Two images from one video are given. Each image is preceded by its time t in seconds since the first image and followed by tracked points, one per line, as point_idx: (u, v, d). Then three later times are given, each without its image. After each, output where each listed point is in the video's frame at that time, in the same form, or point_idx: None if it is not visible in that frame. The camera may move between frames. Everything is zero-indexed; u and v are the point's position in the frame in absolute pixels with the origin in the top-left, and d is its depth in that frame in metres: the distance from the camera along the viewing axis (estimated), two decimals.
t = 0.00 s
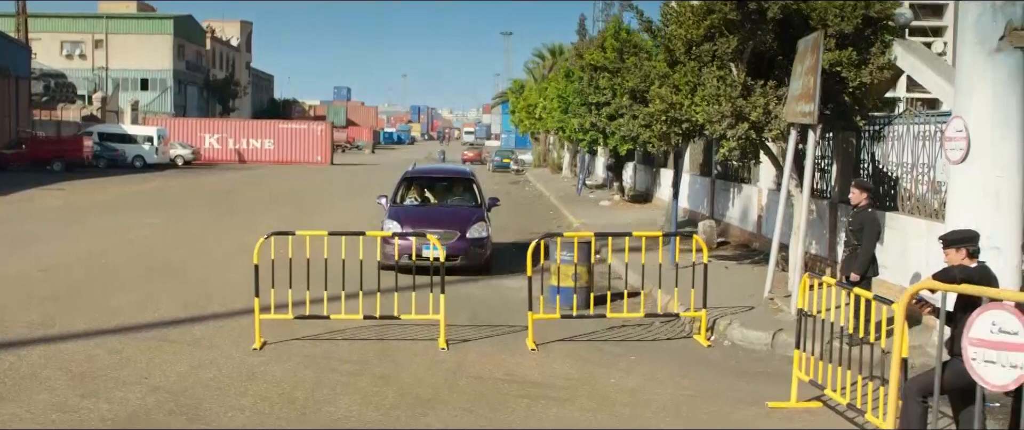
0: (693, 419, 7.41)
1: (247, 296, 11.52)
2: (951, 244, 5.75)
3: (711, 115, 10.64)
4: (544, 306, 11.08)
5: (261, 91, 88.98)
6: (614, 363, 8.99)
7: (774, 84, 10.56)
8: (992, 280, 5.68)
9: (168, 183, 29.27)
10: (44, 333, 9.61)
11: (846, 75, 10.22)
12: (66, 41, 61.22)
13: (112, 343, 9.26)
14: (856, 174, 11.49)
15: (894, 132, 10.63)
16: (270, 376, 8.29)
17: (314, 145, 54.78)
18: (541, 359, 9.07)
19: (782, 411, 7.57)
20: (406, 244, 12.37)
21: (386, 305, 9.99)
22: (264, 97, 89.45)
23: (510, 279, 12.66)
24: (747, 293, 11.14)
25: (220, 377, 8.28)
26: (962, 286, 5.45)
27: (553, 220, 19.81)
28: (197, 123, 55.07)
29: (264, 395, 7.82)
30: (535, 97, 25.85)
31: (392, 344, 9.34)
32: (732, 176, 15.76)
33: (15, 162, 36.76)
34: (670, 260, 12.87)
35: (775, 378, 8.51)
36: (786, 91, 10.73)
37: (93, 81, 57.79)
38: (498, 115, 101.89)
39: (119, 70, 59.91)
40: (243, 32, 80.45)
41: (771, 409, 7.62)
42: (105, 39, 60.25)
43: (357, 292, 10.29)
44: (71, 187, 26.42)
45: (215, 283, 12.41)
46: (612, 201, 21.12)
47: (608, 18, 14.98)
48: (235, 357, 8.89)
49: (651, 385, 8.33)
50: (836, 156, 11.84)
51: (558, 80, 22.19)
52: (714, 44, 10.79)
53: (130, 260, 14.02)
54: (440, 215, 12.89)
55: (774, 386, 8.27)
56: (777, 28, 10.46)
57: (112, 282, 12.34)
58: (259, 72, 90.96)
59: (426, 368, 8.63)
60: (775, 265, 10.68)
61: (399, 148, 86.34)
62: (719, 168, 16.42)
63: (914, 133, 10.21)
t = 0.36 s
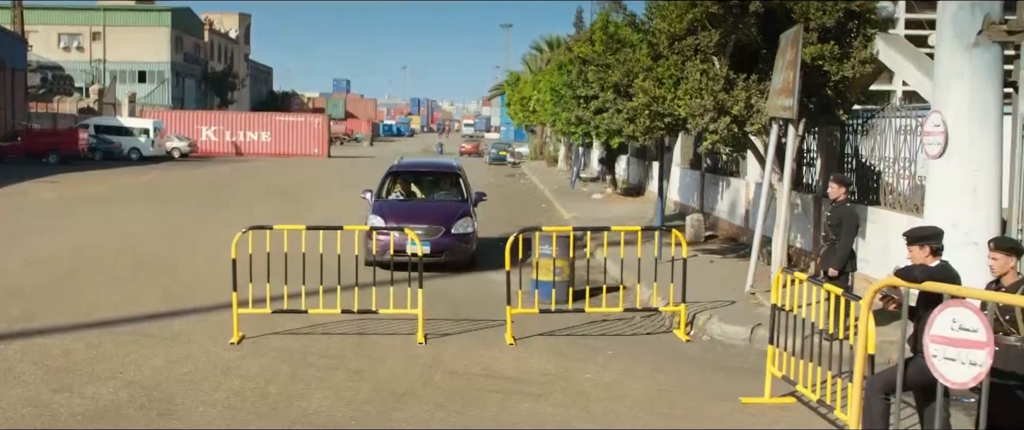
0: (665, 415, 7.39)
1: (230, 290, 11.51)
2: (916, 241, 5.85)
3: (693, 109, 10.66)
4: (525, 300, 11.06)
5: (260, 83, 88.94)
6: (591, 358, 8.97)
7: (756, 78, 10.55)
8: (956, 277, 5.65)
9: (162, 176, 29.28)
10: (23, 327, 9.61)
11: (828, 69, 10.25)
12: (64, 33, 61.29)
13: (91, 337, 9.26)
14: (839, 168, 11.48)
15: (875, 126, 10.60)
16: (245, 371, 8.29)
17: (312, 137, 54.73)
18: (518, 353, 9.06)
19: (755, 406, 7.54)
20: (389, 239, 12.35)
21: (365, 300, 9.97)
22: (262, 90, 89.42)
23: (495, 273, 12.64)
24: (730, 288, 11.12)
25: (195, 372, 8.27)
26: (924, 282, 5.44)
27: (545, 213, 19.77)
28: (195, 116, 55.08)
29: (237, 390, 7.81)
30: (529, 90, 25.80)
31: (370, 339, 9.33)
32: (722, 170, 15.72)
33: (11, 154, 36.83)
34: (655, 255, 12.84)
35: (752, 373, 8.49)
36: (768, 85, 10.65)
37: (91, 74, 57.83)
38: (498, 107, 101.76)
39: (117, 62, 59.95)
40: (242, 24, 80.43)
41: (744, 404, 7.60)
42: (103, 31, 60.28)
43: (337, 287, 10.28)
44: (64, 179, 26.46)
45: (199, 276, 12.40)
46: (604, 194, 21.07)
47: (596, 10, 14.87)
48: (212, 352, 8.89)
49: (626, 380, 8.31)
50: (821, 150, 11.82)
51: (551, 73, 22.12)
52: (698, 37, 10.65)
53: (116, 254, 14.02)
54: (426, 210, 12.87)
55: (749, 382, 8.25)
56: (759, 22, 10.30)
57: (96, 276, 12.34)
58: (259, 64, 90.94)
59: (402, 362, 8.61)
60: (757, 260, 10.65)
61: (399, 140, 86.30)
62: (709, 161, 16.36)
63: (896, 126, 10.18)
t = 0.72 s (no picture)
0: (637, 410, 7.38)
1: (213, 284, 11.50)
2: (882, 237, 5.80)
3: (675, 102, 10.60)
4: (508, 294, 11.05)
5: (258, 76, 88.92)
6: (569, 352, 8.96)
7: (739, 72, 10.47)
8: (922, 275, 5.63)
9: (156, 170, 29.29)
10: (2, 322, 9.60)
11: (811, 63, 10.18)
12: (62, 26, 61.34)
13: (69, 332, 9.26)
14: (825, 160, 11.44)
15: (859, 120, 10.57)
16: (221, 366, 8.28)
17: (309, 130, 54.74)
18: (496, 347, 9.05)
19: (729, 402, 7.53)
20: (374, 234, 12.35)
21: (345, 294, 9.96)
22: (261, 83, 89.40)
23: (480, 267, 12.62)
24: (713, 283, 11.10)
25: (171, 366, 8.26)
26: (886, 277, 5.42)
27: (536, 207, 19.75)
28: (193, 108, 55.08)
29: (211, 385, 7.81)
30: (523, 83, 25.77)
31: (349, 333, 9.32)
32: (711, 164, 15.69)
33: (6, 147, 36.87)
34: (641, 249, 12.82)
35: (728, 368, 8.47)
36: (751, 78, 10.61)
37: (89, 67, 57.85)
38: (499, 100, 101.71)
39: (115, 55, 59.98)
40: (242, 17, 80.42)
41: (718, 399, 7.60)
42: (101, 24, 60.30)
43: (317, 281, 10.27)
44: (56, 173, 26.49)
45: (183, 271, 12.40)
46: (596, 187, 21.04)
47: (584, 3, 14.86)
48: (189, 346, 8.88)
49: (602, 375, 8.30)
50: (806, 143, 11.78)
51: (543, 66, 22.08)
52: (681, 30, 10.65)
53: (102, 247, 14.02)
54: (411, 204, 12.85)
55: (725, 377, 8.24)
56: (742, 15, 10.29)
57: (80, 269, 12.35)
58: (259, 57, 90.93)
59: (378, 357, 8.61)
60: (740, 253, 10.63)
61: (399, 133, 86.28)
62: (699, 155, 16.34)
63: (877, 120, 10.15)
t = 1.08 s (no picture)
0: (611, 401, 7.38)
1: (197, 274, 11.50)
2: (849, 228, 5.67)
3: (658, 92, 10.59)
4: (491, 284, 11.04)
5: (258, 65, 88.88)
6: (548, 343, 8.95)
7: (722, 61, 10.43)
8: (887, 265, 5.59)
9: (151, 160, 29.32)
10: None
11: (794, 51, 10.16)
12: (59, 16, 61.40)
13: (50, 322, 9.27)
14: (812, 150, 11.41)
15: (842, 108, 10.55)
16: (198, 357, 8.28)
17: (308, 120, 54.73)
18: (475, 337, 9.04)
19: (703, 392, 7.52)
20: (360, 223, 12.34)
21: (326, 284, 9.98)
22: (261, 72, 89.36)
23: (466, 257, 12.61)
24: (696, 273, 11.11)
25: (148, 357, 8.27)
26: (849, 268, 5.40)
27: (528, 196, 19.73)
28: (192, 98, 55.11)
29: (186, 376, 7.82)
30: (518, 72, 25.72)
31: (328, 324, 9.32)
32: (701, 153, 15.66)
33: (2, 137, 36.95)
34: (627, 240, 12.83)
35: (706, 358, 8.46)
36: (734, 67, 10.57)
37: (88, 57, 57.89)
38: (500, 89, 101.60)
39: (113, 45, 60.07)
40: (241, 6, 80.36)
41: (693, 390, 7.59)
42: (99, 14, 60.33)
43: (299, 272, 10.27)
44: (50, 163, 26.50)
45: (169, 262, 12.40)
46: (590, 177, 20.99)
47: None
48: (168, 337, 8.88)
49: (579, 365, 8.29)
50: (792, 132, 11.77)
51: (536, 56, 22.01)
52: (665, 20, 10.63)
53: (90, 237, 14.02)
54: (397, 194, 12.84)
55: (702, 366, 8.23)
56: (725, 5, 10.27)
57: (65, 260, 12.35)
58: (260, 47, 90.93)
59: (356, 347, 8.61)
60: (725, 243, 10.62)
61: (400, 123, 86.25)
62: (690, 144, 16.31)
63: (859, 109, 10.11)
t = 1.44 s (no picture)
0: (585, 393, 7.37)
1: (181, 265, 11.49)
2: (817, 220, 5.56)
3: (641, 82, 10.54)
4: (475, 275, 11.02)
5: (258, 55, 88.86)
6: (527, 334, 8.94)
7: (705, 51, 10.35)
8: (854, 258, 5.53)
9: (145, 153, 29.34)
10: None
11: (777, 42, 10.12)
12: (57, 7, 61.46)
13: (29, 314, 9.26)
14: (798, 141, 11.36)
15: (826, 99, 10.52)
16: (175, 349, 8.28)
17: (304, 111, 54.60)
18: (454, 329, 9.03)
19: (678, 385, 7.50)
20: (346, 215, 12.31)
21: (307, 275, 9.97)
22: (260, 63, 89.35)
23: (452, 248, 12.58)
24: (681, 265, 11.08)
25: (124, 349, 8.26)
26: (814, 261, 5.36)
27: (520, 187, 19.71)
28: (190, 88, 55.13)
29: (161, 367, 7.81)
30: (512, 63, 25.68)
31: (308, 315, 9.31)
32: (691, 143, 15.62)
33: None
34: (613, 232, 12.80)
35: (684, 350, 8.44)
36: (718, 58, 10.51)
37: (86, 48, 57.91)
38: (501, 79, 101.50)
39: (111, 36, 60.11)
40: None
41: (668, 381, 7.58)
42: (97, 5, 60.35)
43: (281, 264, 10.26)
44: (43, 154, 26.52)
45: (154, 254, 12.40)
46: (582, 168, 20.97)
47: None
48: (147, 329, 8.87)
49: (556, 356, 8.28)
50: (778, 124, 11.74)
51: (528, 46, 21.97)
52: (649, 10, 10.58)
53: (76, 229, 14.02)
54: (383, 185, 12.82)
55: (679, 358, 8.21)
56: None
57: (49, 252, 12.34)
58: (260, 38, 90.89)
59: (334, 339, 8.60)
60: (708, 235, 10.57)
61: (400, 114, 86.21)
62: (680, 135, 16.27)
63: (843, 100, 10.05)
